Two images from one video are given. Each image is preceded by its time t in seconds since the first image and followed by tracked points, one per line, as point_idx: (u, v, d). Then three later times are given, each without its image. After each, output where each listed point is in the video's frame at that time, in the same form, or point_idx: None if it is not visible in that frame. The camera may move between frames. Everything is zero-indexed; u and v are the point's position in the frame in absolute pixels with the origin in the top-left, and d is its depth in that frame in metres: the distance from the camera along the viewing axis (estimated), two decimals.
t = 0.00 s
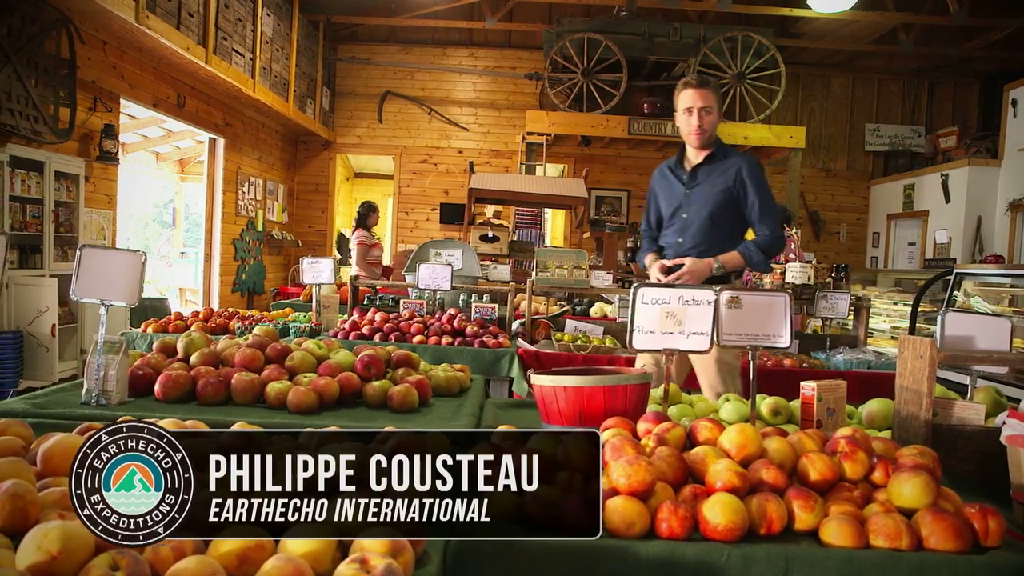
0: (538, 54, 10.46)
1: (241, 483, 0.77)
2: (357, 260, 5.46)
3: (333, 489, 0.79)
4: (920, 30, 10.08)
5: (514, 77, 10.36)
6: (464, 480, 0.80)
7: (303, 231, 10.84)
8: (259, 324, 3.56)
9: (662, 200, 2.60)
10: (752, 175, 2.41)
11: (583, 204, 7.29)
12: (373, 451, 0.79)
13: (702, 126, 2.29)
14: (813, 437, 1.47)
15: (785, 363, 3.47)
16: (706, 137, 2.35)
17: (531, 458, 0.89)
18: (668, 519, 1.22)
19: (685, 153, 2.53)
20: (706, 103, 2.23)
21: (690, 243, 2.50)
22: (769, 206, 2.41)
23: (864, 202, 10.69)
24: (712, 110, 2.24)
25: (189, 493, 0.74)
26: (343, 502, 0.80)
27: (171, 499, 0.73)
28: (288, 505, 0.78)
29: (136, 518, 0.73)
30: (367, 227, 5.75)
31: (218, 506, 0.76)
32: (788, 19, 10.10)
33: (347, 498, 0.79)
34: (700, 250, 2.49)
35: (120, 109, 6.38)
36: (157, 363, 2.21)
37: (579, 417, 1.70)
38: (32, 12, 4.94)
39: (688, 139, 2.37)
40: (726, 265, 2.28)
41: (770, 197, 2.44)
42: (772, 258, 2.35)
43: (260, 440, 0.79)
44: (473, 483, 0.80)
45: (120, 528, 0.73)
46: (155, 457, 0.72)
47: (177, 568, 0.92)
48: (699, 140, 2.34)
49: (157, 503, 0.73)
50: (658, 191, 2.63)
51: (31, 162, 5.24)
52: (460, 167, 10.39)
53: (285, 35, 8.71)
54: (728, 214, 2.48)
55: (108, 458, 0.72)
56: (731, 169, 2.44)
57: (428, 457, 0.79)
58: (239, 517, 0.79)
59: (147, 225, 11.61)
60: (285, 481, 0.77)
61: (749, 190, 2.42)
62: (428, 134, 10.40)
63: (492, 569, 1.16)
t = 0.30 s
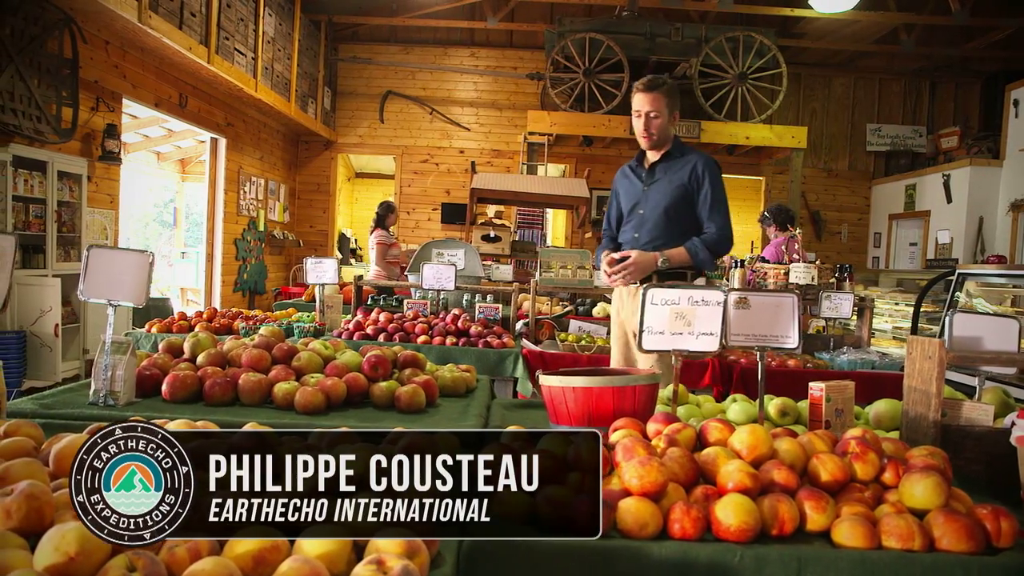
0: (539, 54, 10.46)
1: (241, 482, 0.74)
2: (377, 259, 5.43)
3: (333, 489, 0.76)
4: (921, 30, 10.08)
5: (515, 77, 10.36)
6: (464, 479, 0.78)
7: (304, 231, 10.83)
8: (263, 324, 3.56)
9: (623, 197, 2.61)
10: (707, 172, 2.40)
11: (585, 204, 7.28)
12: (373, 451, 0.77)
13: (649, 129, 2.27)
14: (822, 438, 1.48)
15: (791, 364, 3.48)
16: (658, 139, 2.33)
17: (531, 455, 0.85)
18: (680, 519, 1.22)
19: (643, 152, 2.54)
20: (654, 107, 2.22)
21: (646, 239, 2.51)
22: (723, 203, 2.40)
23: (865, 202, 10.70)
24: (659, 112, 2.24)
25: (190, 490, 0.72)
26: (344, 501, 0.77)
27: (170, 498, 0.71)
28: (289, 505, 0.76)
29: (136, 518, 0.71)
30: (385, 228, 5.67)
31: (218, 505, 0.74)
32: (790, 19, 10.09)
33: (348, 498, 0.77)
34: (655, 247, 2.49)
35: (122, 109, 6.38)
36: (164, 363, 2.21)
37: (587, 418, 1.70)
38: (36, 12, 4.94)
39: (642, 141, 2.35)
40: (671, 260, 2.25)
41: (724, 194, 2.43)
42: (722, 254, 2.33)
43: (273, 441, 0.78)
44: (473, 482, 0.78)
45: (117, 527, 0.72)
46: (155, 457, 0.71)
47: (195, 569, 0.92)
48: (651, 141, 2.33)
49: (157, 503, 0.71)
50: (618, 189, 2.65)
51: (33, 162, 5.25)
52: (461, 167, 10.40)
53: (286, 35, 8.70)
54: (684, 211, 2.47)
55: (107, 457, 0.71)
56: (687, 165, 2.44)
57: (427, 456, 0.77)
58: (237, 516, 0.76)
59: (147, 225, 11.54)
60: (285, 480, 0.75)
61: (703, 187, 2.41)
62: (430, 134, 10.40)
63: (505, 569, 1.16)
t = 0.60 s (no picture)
0: (541, 54, 10.47)
1: (241, 482, 0.74)
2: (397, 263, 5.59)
3: (333, 489, 0.76)
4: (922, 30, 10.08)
5: (517, 77, 10.37)
6: (464, 479, 0.78)
7: (305, 230, 10.83)
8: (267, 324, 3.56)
9: (598, 199, 2.62)
10: (664, 169, 2.33)
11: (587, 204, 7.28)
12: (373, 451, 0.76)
13: (613, 127, 2.28)
14: (832, 438, 1.48)
15: (796, 364, 3.49)
16: (621, 138, 2.33)
17: (534, 455, 0.85)
18: (692, 520, 1.22)
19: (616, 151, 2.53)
20: (619, 107, 2.24)
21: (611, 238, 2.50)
22: (679, 201, 2.31)
23: (867, 202, 10.70)
24: (625, 112, 2.25)
25: (189, 493, 0.72)
26: (344, 501, 0.77)
27: (170, 497, 0.71)
28: (289, 504, 0.75)
29: (137, 518, 0.72)
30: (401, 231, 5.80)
31: (218, 505, 0.73)
32: (791, 19, 10.09)
33: (348, 498, 0.76)
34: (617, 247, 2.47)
35: (124, 109, 6.38)
36: (170, 363, 2.21)
37: (596, 419, 1.70)
38: (39, 13, 4.95)
39: (609, 144, 2.37)
40: (636, 252, 2.16)
41: (684, 192, 2.33)
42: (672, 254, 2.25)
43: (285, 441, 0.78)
44: (473, 483, 0.77)
45: (119, 527, 0.72)
46: (155, 458, 0.71)
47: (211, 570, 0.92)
48: (614, 141, 2.34)
49: (158, 503, 0.71)
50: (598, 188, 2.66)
51: (36, 162, 5.25)
52: (462, 167, 10.40)
53: (288, 35, 8.70)
54: (647, 210, 2.42)
55: (107, 458, 0.71)
56: (648, 164, 2.38)
57: (427, 455, 0.76)
58: (237, 516, 0.75)
59: (148, 225, 11.55)
60: (285, 480, 0.74)
61: (661, 185, 2.34)
62: (431, 134, 10.40)
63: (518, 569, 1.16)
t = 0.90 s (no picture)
0: (542, 54, 10.47)
1: (240, 482, 0.75)
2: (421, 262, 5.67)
3: (333, 489, 0.76)
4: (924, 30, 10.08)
5: (518, 77, 10.37)
6: (464, 479, 0.79)
7: (307, 231, 10.83)
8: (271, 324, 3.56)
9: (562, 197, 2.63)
10: (617, 171, 2.32)
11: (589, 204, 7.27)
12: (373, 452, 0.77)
13: (579, 121, 2.32)
14: (841, 438, 1.48)
15: (800, 364, 3.49)
16: (586, 134, 2.36)
17: (538, 455, 0.85)
18: (703, 521, 1.22)
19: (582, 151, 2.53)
20: (586, 104, 2.29)
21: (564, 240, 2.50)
22: (629, 205, 2.28)
23: (867, 202, 10.70)
24: (590, 108, 2.29)
25: (189, 493, 0.72)
26: (344, 501, 0.77)
27: (170, 500, 0.71)
28: (288, 505, 0.75)
29: (136, 518, 0.72)
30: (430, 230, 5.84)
31: (218, 505, 0.74)
32: (792, 19, 10.09)
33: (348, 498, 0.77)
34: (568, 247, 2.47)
35: (126, 109, 6.38)
36: (177, 363, 2.21)
37: (604, 420, 1.70)
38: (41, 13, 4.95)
39: (577, 141, 2.41)
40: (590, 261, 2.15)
41: (636, 196, 2.30)
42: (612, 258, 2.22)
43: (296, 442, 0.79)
44: (473, 483, 0.78)
45: (120, 527, 0.72)
46: (155, 457, 0.70)
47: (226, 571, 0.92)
48: (579, 137, 2.37)
49: (157, 503, 0.71)
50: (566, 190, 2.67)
51: (39, 162, 5.26)
52: (463, 167, 10.40)
53: (290, 35, 8.71)
54: (601, 213, 2.40)
55: (107, 457, 0.71)
56: (605, 164, 2.37)
57: (428, 455, 0.77)
58: (238, 517, 0.76)
59: (147, 225, 11.59)
60: (285, 480, 0.75)
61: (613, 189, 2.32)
62: (432, 134, 10.40)
63: (530, 568, 1.16)
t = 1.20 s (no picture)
0: (543, 54, 10.48)
1: (240, 482, 0.76)
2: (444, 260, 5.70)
3: (334, 489, 0.78)
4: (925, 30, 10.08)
5: (519, 77, 10.37)
6: (464, 479, 0.80)
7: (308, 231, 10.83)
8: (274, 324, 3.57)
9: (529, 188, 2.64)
10: (580, 165, 2.31)
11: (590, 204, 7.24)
12: (372, 451, 0.78)
13: (545, 111, 2.36)
14: (849, 439, 1.49)
15: (805, 364, 3.49)
16: (553, 123, 2.39)
17: (539, 456, 0.86)
18: (713, 521, 1.22)
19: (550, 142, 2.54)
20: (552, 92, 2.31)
21: (528, 233, 2.51)
22: (588, 201, 2.27)
23: (869, 202, 10.70)
24: (555, 98, 2.33)
25: (189, 492, 0.74)
26: (344, 501, 0.78)
27: (171, 498, 0.72)
28: (288, 504, 0.77)
29: (136, 518, 0.73)
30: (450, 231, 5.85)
31: (218, 505, 0.76)
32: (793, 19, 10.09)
33: (348, 498, 0.78)
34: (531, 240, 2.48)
35: (128, 109, 6.39)
36: (182, 364, 2.21)
37: (611, 419, 1.70)
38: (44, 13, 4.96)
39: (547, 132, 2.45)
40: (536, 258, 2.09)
41: (599, 190, 2.30)
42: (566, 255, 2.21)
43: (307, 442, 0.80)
44: (473, 483, 0.80)
45: (118, 527, 0.73)
46: (155, 457, 0.72)
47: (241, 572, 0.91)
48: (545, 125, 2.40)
49: (157, 503, 0.73)
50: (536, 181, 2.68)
51: (41, 162, 5.25)
52: (464, 167, 10.39)
53: (291, 35, 8.71)
54: (564, 207, 2.40)
55: (107, 457, 0.72)
56: (569, 157, 2.38)
57: (428, 455, 0.79)
58: (239, 516, 0.77)
59: (148, 225, 11.63)
60: (285, 480, 0.76)
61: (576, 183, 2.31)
62: (433, 134, 10.40)
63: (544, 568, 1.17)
